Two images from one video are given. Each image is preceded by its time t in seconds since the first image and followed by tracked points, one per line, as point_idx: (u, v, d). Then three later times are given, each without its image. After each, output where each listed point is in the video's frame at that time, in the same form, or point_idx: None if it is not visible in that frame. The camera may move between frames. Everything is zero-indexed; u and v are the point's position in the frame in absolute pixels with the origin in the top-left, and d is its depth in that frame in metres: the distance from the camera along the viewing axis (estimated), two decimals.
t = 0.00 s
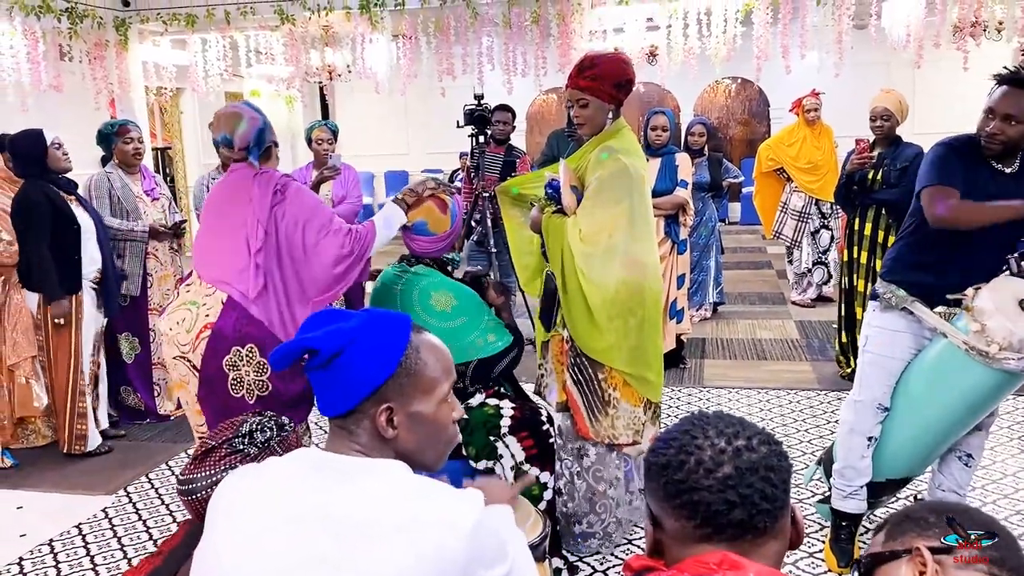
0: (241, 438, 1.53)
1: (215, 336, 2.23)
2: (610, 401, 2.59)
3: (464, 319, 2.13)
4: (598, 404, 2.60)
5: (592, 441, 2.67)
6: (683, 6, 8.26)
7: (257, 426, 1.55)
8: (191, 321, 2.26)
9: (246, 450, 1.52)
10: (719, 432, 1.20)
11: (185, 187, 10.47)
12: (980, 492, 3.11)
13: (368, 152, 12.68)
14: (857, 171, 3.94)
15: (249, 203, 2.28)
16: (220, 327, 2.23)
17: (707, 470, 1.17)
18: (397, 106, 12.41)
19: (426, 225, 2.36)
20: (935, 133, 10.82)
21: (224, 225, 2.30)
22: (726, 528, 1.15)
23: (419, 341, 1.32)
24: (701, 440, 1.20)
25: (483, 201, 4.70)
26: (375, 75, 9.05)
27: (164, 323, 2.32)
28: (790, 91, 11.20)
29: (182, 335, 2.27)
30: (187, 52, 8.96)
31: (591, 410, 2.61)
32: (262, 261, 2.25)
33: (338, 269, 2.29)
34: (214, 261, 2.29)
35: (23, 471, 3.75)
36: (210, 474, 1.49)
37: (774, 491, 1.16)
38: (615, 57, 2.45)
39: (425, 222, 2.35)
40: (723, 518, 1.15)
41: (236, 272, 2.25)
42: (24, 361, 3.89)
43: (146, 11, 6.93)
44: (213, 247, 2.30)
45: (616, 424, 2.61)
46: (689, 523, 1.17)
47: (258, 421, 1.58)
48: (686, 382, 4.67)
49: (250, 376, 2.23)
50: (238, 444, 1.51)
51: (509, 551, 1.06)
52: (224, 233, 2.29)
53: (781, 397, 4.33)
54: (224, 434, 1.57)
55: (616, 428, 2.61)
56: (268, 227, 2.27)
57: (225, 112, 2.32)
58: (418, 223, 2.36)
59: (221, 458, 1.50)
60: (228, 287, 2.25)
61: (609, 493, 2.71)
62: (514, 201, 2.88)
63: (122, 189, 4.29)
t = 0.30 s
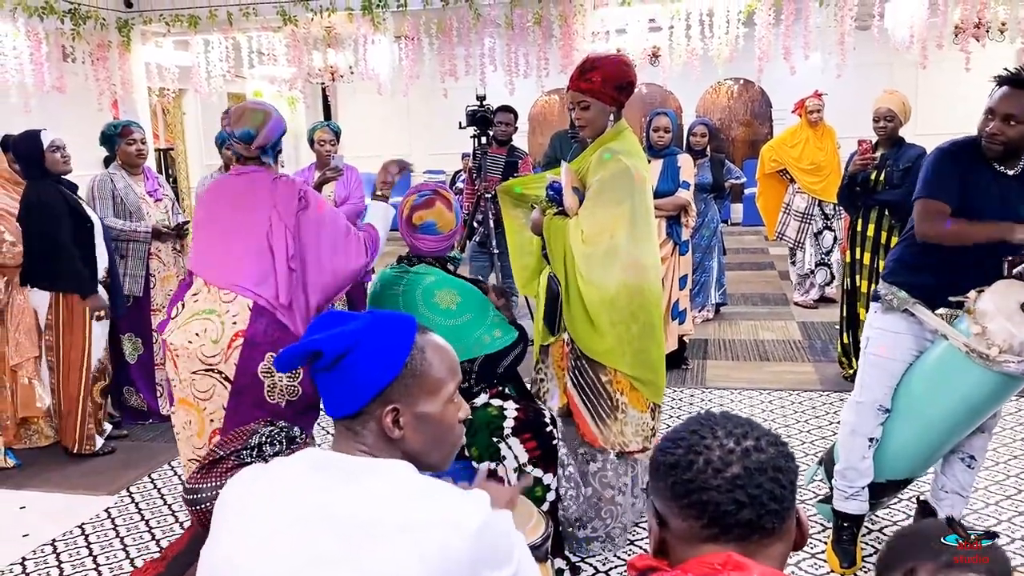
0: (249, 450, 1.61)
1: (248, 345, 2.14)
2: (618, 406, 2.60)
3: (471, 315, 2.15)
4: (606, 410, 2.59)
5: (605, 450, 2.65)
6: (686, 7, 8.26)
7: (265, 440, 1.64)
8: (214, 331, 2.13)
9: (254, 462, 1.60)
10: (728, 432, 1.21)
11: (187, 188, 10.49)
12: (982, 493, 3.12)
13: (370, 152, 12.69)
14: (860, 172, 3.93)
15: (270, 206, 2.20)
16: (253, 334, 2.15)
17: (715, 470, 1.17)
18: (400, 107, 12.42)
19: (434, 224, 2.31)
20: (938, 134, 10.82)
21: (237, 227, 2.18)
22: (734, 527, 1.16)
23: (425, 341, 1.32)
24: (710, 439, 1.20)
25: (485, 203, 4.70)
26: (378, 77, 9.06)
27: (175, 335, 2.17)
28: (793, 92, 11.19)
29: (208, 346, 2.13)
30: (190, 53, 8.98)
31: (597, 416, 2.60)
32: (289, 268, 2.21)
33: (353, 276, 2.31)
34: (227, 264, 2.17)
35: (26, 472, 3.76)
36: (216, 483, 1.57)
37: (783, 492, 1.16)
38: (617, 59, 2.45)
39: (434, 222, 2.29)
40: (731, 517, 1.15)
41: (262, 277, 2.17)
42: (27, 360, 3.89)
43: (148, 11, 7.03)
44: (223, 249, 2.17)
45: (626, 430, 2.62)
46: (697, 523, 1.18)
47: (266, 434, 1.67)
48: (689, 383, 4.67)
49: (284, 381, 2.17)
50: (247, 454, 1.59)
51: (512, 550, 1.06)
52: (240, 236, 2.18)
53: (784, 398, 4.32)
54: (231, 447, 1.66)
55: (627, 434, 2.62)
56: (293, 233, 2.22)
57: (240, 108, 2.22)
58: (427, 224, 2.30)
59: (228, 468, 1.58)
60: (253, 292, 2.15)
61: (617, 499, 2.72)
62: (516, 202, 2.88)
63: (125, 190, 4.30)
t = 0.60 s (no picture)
0: (255, 455, 1.56)
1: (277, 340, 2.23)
2: (612, 402, 2.59)
3: (470, 317, 2.15)
4: (601, 407, 2.60)
5: (595, 444, 2.67)
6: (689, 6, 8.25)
7: (272, 445, 1.59)
8: (240, 330, 2.20)
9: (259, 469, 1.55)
10: (748, 435, 1.20)
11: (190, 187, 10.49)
12: (984, 493, 3.11)
13: (372, 151, 12.69)
14: (863, 171, 3.92)
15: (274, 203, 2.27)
16: (281, 329, 2.24)
17: (736, 473, 1.16)
18: (402, 106, 12.41)
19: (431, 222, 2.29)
20: (941, 133, 10.80)
21: (243, 223, 2.22)
22: (750, 530, 1.15)
23: (427, 340, 1.32)
24: (731, 442, 1.19)
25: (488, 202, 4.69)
26: (380, 76, 9.05)
27: (195, 334, 2.20)
28: (796, 91, 11.17)
29: (236, 344, 2.19)
30: (192, 52, 8.96)
31: (593, 414, 2.61)
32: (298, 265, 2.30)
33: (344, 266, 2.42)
34: (240, 261, 2.21)
35: (29, 471, 3.77)
36: (220, 489, 1.55)
37: (799, 499, 1.17)
38: (619, 58, 2.45)
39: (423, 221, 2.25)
40: (748, 521, 1.15)
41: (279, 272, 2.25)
42: (30, 360, 3.89)
43: (151, 10, 6.76)
44: (233, 247, 2.21)
45: (620, 426, 2.61)
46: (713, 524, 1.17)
47: (273, 439, 1.61)
48: (691, 382, 4.66)
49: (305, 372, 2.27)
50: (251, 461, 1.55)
51: (515, 549, 1.06)
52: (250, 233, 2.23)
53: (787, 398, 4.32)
54: (239, 450, 1.61)
55: (620, 429, 2.61)
56: (298, 231, 2.31)
57: (235, 102, 2.21)
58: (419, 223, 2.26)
59: (231, 474, 1.54)
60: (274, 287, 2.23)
61: (613, 494, 2.72)
62: (517, 202, 2.88)
63: (128, 188, 4.30)
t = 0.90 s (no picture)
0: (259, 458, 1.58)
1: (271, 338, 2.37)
2: (621, 405, 2.60)
3: (470, 312, 2.14)
4: (608, 409, 2.60)
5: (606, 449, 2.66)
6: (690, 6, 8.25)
7: (275, 447, 1.60)
8: (241, 331, 2.29)
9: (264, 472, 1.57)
10: (763, 439, 1.20)
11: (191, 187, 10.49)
12: (985, 493, 3.11)
13: (373, 151, 12.69)
14: (863, 172, 3.94)
15: (256, 205, 2.36)
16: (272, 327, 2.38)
17: (750, 475, 1.16)
18: (403, 106, 12.41)
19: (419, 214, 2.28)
20: (942, 133, 10.79)
21: (236, 228, 2.30)
22: (762, 533, 1.16)
23: (430, 340, 1.32)
24: (745, 444, 1.19)
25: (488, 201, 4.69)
26: (380, 76, 9.04)
27: (197, 339, 2.25)
28: (796, 91, 11.16)
29: (239, 344, 2.28)
30: (193, 52, 8.96)
31: (600, 416, 2.60)
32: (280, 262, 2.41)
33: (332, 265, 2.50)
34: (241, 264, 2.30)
35: (30, 470, 3.77)
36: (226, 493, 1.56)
37: (812, 504, 1.17)
38: (619, 58, 2.46)
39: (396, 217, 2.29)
40: (761, 523, 1.15)
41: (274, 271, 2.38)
42: (31, 359, 3.90)
43: (153, 11, 6.97)
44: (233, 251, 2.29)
45: (630, 429, 2.62)
46: (723, 525, 1.18)
47: (277, 441, 1.62)
48: (692, 382, 4.67)
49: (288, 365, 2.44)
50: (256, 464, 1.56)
51: (516, 551, 1.05)
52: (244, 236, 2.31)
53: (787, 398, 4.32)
54: (243, 452, 1.62)
55: (629, 433, 2.62)
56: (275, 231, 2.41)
57: (206, 109, 2.26)
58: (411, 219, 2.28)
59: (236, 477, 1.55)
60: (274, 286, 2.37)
61: (620, 497, 2.75)
62: (517, 202, 2.89)
63: (129, 188, 4.31)
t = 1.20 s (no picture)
0: (262, 457, 1.56)
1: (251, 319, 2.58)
2: (619, 405, 2.60)
3: (472, 320, 2.15)
4: (607, 409, 2.60)
5: (601, 447, 2.67)
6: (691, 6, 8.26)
7: (278, 446, 1.59)
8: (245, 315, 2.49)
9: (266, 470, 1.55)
10: (761, 439, 1.20)
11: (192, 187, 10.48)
12: (987, 493, 3.12)
13: (374, 151, 12.70)
14: (867, 172, 3.90)
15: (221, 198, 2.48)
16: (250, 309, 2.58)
17: (746, 476, 1.17)
18: (404, 105, 12.41)
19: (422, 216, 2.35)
20: (943, 133, 10.78)
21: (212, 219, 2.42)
22: (758, 533, 1.16)
23: (429, 337, 1.32)
24: (742, 445, 1.20)
25: (490, 201, 4.70)
26: (382, 75, 9.04)
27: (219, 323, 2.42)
28: (797, 91, 11.15)
29: (241, 326, 2.49)
30: (195, 51, 8.97)
31: (598, 415, 2.61)
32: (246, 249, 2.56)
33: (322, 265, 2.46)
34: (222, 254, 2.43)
35: (31, 469, 3.77)
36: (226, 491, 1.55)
37: (809, 505, 1.17)
38: (620, 58, 2.46)
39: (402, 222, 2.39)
40: (757, 524, 1.16)
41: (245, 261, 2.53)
42: (33, 358, 3.91)
43: (154, 10, 7.01)
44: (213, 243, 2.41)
45: (625, 428, 2.62)
46: (718, 527, 1.18)
47: (279, 440, 1.61)
48: (693, 382, 4.68)
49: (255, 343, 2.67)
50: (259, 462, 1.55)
51: (519, 550, 1.05)
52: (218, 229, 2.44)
53: (788, 397, 4.32)
54: (245, 451, 1.61)
55: (624, 431, 2.62)
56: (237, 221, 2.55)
57: (171, 112, 2.35)
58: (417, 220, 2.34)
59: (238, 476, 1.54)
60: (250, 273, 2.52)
61: (617, 496, 2.73)
62: (519, 202, 2.87)
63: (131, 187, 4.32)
